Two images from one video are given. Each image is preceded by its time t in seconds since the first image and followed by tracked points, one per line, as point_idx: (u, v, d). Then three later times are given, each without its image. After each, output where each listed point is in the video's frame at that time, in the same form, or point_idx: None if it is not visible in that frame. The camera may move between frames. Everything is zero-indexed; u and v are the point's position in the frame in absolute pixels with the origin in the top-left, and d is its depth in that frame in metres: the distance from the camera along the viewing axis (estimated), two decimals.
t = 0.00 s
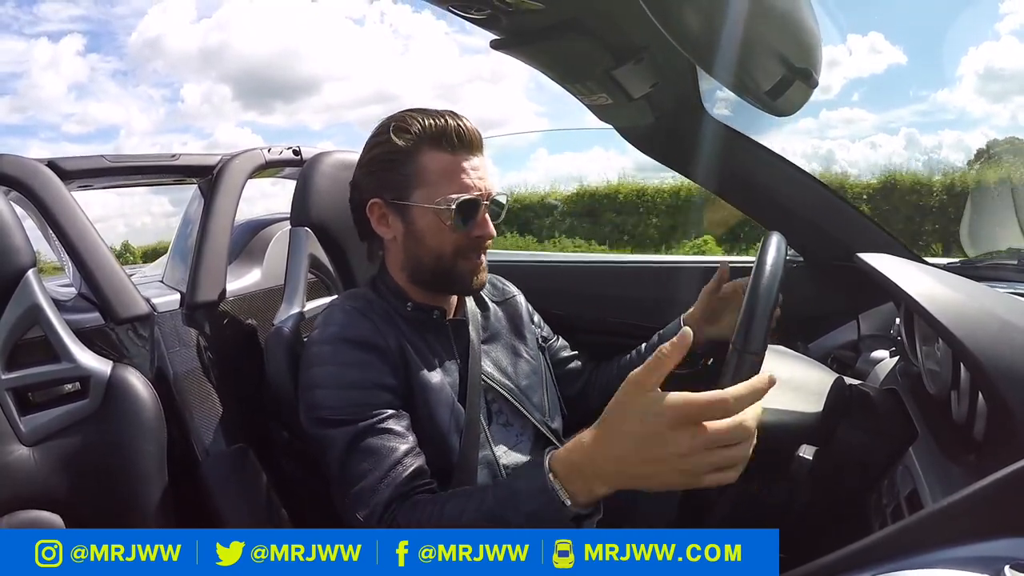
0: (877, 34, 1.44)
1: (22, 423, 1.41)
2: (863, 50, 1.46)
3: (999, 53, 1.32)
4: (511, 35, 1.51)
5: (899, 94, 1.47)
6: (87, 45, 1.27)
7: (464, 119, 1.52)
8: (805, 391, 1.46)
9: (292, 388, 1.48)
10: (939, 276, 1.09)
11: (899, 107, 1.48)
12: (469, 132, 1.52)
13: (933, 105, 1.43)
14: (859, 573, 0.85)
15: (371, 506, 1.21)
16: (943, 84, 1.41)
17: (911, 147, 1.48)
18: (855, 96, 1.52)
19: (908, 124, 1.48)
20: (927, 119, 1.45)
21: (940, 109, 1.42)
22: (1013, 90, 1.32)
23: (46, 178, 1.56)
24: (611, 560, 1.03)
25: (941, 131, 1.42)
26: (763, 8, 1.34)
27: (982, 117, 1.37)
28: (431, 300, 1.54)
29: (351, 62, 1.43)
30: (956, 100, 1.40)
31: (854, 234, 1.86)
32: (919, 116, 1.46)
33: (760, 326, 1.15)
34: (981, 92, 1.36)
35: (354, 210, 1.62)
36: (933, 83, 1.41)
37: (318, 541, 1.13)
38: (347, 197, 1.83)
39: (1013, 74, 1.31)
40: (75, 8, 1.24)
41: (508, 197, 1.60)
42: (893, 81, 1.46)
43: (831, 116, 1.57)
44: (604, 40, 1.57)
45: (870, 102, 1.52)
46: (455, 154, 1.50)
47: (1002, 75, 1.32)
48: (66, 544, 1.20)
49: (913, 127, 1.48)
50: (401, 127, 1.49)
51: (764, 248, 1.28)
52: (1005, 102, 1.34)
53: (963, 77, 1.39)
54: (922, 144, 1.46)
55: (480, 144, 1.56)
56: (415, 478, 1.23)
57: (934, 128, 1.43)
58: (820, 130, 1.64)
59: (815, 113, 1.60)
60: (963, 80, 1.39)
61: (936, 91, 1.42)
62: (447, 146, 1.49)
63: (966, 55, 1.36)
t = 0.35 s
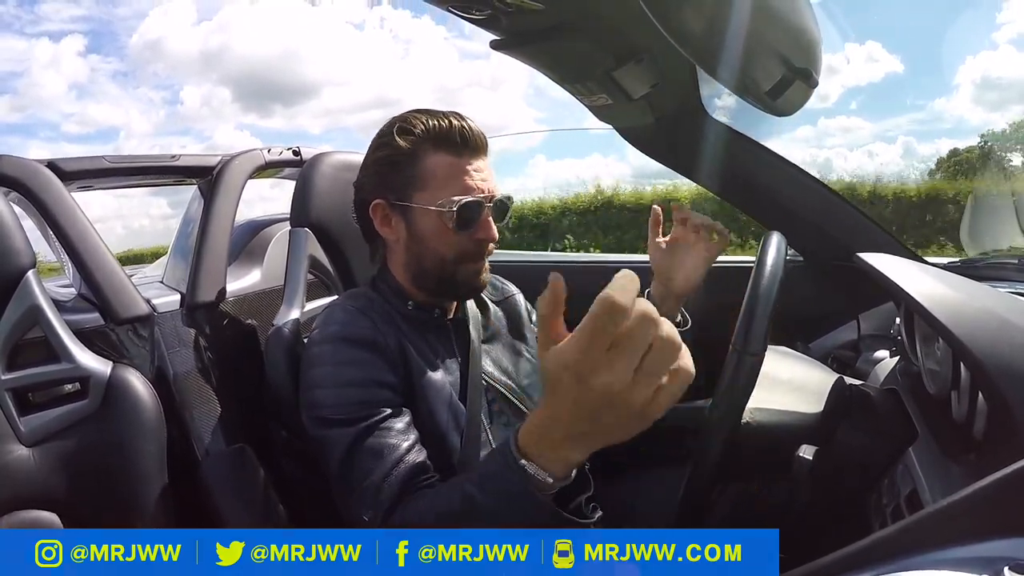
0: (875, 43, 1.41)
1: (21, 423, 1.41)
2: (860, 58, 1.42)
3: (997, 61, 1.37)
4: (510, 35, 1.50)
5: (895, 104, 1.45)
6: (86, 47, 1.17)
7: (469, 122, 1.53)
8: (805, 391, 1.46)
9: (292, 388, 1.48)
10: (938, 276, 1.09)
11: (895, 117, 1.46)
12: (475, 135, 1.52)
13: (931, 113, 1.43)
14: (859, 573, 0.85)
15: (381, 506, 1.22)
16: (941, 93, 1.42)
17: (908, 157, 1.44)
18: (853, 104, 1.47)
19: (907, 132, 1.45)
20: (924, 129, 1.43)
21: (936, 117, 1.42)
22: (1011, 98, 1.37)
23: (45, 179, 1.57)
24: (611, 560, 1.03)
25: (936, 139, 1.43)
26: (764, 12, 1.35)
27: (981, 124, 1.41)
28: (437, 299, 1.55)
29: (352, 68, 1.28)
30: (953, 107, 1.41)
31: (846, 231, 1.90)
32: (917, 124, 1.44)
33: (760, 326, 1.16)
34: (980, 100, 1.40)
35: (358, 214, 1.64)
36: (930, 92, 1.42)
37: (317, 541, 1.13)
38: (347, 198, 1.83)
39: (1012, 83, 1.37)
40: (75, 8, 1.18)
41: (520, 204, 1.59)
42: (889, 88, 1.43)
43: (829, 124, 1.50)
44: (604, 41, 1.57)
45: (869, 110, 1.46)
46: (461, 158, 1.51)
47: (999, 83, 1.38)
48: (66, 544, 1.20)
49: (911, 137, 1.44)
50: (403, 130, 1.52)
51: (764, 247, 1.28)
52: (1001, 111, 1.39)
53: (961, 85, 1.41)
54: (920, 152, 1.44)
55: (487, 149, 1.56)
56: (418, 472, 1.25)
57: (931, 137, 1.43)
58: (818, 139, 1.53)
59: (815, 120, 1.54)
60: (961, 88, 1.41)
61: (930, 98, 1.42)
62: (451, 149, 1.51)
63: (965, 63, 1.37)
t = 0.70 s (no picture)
0: (873, 47, 1.48)
1: (21, 423, 1.42)
2: (858, 63, 1.49)
3: (995, 67, 1.30)
4: (509, 35, 1.51)
5: (893, 109, 1.49)
6: (85, 44, 1.32)
7: (436, 114, 1.58)
8: (805, 391, 1.46)
9: (292, 388, 1.48)
10: (939, 277, 1.09)
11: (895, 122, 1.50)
12: (440, 123, 1.58)
13: (930, 118, 1.44)
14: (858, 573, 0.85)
15: (383, 495, 1.20)
16: (939, 100, 1.41)
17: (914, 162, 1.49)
18: (850, 109, 1.55)
19: (908, 137, 1.49)
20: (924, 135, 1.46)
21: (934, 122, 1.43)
22: (1010, 104, 1.28)
23: (45, 178, 1.57)
24: (611, 560, 1.04)
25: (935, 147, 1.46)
26: (766, 13, 1.36)
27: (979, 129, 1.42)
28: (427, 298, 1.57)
29: (353, 68, 1.36)
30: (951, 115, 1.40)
31: (855, 235, 1.86)
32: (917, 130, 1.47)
33: (760, 325, 1.15)
34: (978, 107, 1.34)
35: (347, 216, 1.64)
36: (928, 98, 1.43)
37: (316, 542, 1.31)
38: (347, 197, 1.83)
39: (1009, 89, 1.27)
40: (76, 6, 1.31)
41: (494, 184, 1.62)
42: (887, 95, 1.48)
43: (827, 129, 1.62)
44: (604, 40, 1.57)
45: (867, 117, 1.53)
46: (426, 141, 1.56)
47: (997, 90, 1.29)
48: (66, 545, 1.38)
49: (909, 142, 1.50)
50: (375, 129, 1.56)
51: (764, 247, 1.28)
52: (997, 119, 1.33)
53: (959, 91, 1.37)
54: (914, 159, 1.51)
55: (453, 135, 1.62)
56: (425, 466, 1.23)
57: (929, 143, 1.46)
58: (817, 143, 1.69)
59: (812, 125, 1.65)
60: (959, 94, 1.37)
61: (929, 105, 1.43)
62: (414, 138, 1.55)
63: (963, 69, 1.35)
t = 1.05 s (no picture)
0: (870, 47, 1.47)
1: (22, 423, 1.42)
2: (854, 64, 1.49)
3: (991, 68, 1.31)
4: (510, 35, 1.53)
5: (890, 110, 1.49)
6: (83, 44, 1.37)
7: (447, 114, 1.55)
8: (805, 392, 1.46)
9: (293, 388, 1.49)
10: (940, 276, 1.09)
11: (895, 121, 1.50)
12: (451, 123, 1.55)
13: (928, 120, 1.44)
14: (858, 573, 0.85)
15: (376, 510, 1.20)
16: (936, 100, 1.42)
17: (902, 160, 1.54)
18: (848, 109, 1.53)
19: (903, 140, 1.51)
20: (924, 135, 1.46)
21: (932, 123, 1.43)
22: (1005, 105, 1.29)
23: (45, 178, 1.56)
24: (611, 560, 1.04)
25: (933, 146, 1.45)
26: (766, 12, 1.38)
27: (974, 131, 1.36)
28: (430, 298, 1.56)
29: (352, 69, 1.40)
30: (948, 113, 1.40)
31: (854, 235, 1.87)
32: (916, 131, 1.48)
33: (759, 325, 1.15)
34: (974, 107, 1.35)
35: (350, 212, 1.63)
36: (924, 99, 1.43)
37: (318, 542, 1.34)
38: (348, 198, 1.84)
39: (1005, 90, 1.28)
40: (74, 5, 1.35)
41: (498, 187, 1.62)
42: (884, 97, 1.48)
43: (823, 128, 1.62)
44: (605, 40, 1.58)
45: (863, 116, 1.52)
46: (437, 142, 1.53)
47: (994, 90, 1.30)
48: (65, 545, 1.39)
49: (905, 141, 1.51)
50: (385, 125, 1.53)
51: (764, 247, 1.28)
52: (994, 118, 1.32)
53: (956, 92, 1.38)
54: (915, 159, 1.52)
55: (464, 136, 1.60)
56: (421, 484, 1.23)
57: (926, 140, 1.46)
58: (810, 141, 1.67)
59: (808, 125, 1.63)
60: (955, 96, 1.38)
61: (927, 105, 1.44)
62: (427, 138, 1.53)
63: (959, 69, 1.36)
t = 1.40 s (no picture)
0: (867, 51, 1.47)
1: (22, 423, 1.42)
2: (851, 67, 1.49)
3: (988, 72, 1.32)
4: (510, 34, 1.53)
5: (887, 113, 1.49)
6: (81, 44, 1.41)
7: (440, 113, 1.56)
8: (805, 392, 1.46)
9: (293, 388, 1.49)
10: (939, 277, 1.09)
11: (888, 123, 1.50)
12: (443, 123, 1.55)
13: (923, 123, 1.44)
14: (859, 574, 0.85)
15: (378, 509, 1.20)
16: (930, 104, 1.43)
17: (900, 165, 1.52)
18: (845, 112, 1.54)
19: (900, 142, 1.49)
20: (916, 138, 1.46)
21: (928, 126, 1.43)
22: (1001, 108, 1.30)
23: (46, 177, 1.56)
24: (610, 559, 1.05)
25: (928, 150, 1.44)
26: (765, 12, 1.37)
27: (970, 134, 1.37)
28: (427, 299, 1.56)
29: (350, 71, 1.41)
30: (944, 117, 1.41)
31: (849, 232, 1.88)
32: (909, 132, 1.47)
33: (759, 325, 1.16)
34: (970, 110, 1.36)
35: (347, 216, 1.65)
36: (922, 102, 1.44)
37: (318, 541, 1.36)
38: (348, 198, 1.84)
39: (1001, 93, 1.29)
40: (72, 5, 1.39)
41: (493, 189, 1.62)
42: (880, 98, 1.49)
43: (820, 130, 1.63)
44: (605, 40, 1.58)
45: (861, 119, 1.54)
46: (430, 142, 1.54)
47: (990, 93, 1.31)
48: (65, 545, 1.40)
49: (902, 146, 1.49)
50: (378, 126, 1.54)
51: (764, 248, 1.28)
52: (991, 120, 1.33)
53: (951, 96, 1.40)
54: (911, 162, 1.48)
55: (457, 137, 1.60)
56: (422, 483, 1.23)
57: (922, 146, 1.45)
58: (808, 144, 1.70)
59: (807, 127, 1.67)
60: (951, 99, 1.40)
61: (923, 108, 1.44)
62: (418, 138, 1.53)
63: (956, 73, 1.38)
